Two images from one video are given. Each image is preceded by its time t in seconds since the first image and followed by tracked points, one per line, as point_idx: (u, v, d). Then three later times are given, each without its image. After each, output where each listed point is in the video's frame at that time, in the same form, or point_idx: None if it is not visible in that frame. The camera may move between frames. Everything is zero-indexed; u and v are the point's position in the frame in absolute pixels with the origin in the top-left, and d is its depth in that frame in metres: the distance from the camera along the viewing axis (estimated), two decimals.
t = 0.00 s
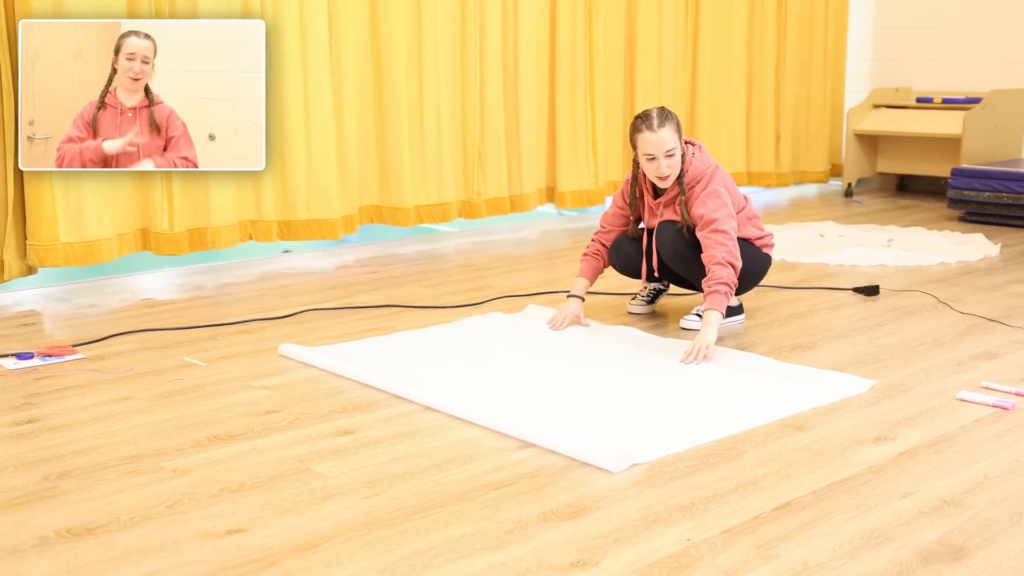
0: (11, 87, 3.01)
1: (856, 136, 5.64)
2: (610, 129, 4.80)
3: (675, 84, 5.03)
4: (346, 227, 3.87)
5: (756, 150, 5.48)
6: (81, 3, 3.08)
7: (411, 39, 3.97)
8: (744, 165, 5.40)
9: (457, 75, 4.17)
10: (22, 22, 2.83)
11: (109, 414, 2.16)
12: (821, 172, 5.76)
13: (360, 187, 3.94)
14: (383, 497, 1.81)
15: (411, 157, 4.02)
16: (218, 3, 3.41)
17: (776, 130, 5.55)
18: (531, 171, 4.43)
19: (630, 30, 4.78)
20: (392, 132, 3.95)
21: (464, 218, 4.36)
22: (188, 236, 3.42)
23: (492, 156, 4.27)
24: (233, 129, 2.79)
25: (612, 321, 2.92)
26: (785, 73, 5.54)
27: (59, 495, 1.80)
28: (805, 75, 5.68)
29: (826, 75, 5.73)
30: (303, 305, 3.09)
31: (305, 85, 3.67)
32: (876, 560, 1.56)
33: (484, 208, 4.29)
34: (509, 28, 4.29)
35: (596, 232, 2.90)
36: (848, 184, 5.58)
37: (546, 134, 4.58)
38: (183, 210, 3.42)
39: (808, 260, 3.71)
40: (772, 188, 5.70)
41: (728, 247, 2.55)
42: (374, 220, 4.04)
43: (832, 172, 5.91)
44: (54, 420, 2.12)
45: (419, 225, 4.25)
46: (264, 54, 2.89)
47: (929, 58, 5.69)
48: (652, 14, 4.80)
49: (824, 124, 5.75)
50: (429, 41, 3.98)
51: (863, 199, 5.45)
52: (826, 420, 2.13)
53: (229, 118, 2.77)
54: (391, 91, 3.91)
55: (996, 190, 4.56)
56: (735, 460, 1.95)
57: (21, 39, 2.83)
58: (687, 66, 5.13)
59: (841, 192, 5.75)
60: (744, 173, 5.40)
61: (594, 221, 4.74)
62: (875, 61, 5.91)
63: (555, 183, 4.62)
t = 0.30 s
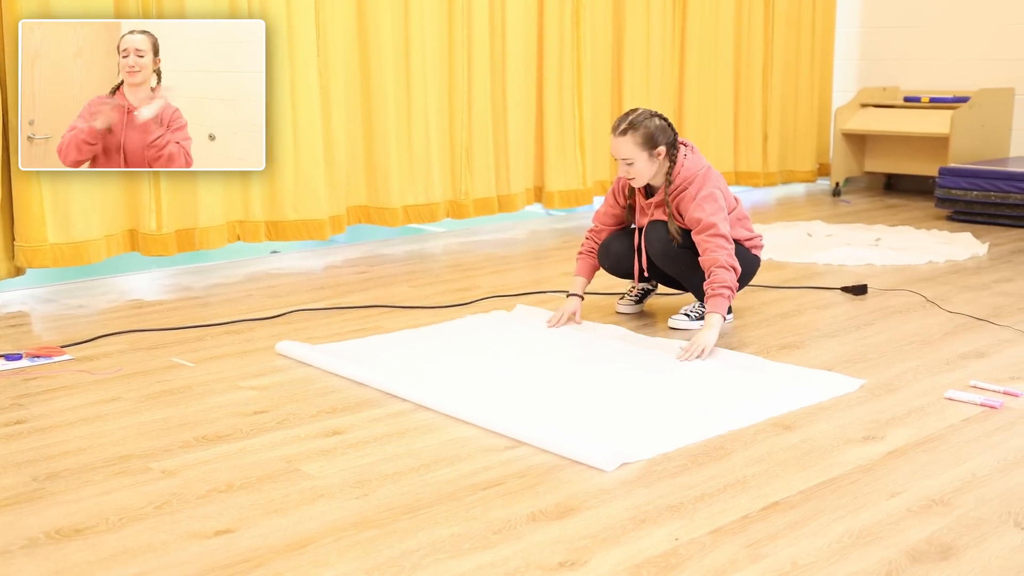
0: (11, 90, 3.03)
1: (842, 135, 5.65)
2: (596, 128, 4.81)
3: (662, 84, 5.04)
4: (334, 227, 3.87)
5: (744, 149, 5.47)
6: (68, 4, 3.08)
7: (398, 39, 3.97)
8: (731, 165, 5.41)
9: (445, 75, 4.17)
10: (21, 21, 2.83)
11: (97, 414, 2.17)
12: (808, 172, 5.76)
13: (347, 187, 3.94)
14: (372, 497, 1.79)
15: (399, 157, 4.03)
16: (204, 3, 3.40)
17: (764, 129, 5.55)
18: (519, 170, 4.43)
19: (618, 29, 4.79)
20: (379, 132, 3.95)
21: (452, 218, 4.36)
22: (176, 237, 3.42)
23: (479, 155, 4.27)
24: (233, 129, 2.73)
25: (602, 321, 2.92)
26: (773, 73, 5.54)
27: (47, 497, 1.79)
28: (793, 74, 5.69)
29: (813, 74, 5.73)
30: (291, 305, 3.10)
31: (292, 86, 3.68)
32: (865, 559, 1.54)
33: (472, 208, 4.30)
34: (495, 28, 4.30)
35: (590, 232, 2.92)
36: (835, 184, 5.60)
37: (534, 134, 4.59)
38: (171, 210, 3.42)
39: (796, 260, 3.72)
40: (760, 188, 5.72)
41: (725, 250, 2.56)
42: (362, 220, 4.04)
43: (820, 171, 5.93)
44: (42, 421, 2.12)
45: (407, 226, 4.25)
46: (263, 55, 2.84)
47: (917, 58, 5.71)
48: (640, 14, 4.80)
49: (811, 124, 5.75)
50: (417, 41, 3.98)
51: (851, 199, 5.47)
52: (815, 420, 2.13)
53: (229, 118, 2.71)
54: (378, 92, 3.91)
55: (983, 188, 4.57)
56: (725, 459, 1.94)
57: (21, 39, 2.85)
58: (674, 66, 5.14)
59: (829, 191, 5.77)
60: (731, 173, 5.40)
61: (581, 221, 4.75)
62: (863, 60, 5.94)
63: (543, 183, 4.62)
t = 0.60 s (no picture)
0: None
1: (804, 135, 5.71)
2: (560, 128, 4.83)
3: (626, 85, 5.06)
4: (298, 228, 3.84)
5: (708, 148, 5.50)
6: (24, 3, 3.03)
7: (361, 40, 3.96)
8: (695, 164, 5.44)
9: (408, 75, 4.16)
10: None
11: (56, 419, 2.15)
12: (771, 171, 5.78)
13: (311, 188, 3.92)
14: (336, 500, 1.77)
15: (363, 158, 4.01)
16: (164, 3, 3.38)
17: (727, 128, 5.58)
18: (484, 171, 4.43)
19: (582, 29, 4.80)
20: (343, 133, 3.93)
21: (416, 219, 4.36)
22: (137, 239, 3.38)
23: (444, 155, 4.27)
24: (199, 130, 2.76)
25: (568, 321, 2.93)
26: (736, 74, 5.58)
27: (5, 503, 1.76)
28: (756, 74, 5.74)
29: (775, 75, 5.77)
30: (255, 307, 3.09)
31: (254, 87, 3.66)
32: (827, 554, 1.55)
33: (437, 209, 4.30)
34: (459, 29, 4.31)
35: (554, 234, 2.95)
36: (797, 183, 5.66)
37: (499, 134, 4.59)
38: (132, 212, 3.39)
39: (759, 258, 3.76)
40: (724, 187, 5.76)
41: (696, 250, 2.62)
42: (327, 222, 4.01)
43: (783, 171, 5.98)
44: None
45: (372, 227, 4.24)
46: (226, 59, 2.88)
47: (878, 58, 5.79)
48: (604, 15, 4.82)
49: (773, 124, 5.77)
50: (380, 41, 3.97)
51: (813, 197, 5.53)
52: (777, 416, 2.15)
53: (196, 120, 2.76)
54: (342, 93, 3.89)
55: (941, 187, 4.63)
56: (688, 457, 1.95)
57: None
58: (637, 66, 5.16)
59: (791, 190, 5.82)
60: (695, 173, 5.43)
61: (545, 221, 4.76)
62: (823, 61, 6.01)
63: (508, 183, 4.62)
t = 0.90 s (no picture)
0: None
1: (804, 135, 5.71)
2: (560, 128, 4.83)
3: (626, 85, 5.06)
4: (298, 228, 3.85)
5: (708, 148, 5.50)
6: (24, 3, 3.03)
7: (361, 41, 3.97)
8: (695, 164, 5.44)
9: (408, 75, 4.16)
10: None
11: (56, 419, 2.15)
12: (771, 170, 5.78)
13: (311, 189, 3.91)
14: (336, 500, 1.77)
15: (363, 159, 4.02)
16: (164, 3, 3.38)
17: (727, 128, 5.58)
18: (484, 171, 4.43)
19: (582, 29, 4.80)
20: (343, 134, 3.93)
21: (417, 219, 4.36)
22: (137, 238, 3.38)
23: (444, 155, 4.27)
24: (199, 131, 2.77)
25: (568, 321, 2.93)
26: (736, 74, 5.58)
27: (5, 503, 1.76)
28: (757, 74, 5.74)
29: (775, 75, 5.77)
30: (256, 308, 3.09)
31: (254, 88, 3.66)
32: (827, 554, 1.55)
33: (437, 209, 4.30)
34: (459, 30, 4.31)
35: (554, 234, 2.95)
36: (797, 183, 5.66)
37: (499, 134, 4.59)
38: (132, 212, 3.39)
39: (759, 259, 3.75)
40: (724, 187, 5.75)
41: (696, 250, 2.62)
42: (327, 221, 4.02)
43: (783, 171, 5.98)
44: None
45: (372, 227, 4.25)
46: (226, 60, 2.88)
47: (878, 58, 5.79)
48: (604, 15, 4.82)
49: (773, 124, 5.77)
50: (380, 41, 3.97)
51: (813, 197, 5.53)
52: (777, 416, 2.15)
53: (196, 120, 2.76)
54: (342, 93, 3.89)
55: (941, 187, 4.63)
56: (688, 457, 1.95)
57: None
58: (637, 67, 5.16)
59: (791, 190, 5.82)
60: (695, 173, 5.43)
61: (545, 221, 4.76)
62: (823, 61, 6.01)
63: (508, 183, 4.62)
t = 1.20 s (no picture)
0: None
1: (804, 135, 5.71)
2: (560, 128, 4.83)
3: (626, 85, 5.06)
4: (298, 228, 3.85)
5: (708, 148, 5.50)
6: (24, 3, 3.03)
7: (361, 41, 3.97)
8: (695, 164, 5.44)
9: (408, 75, 4.17)
10: None
11: (56, 419, 2.15)
12: (771, 170, 5.78)
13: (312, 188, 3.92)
14: (336, 500, 1.77)
15: (363, 160, 4.02)
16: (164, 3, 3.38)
17: (727, 128, 5.58)
18: (484, 171, 4.43)
19: (582, 29, 4.80)
20: (343, 135, 3.93)
21: (417, 219, 4.36)
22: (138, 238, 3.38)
23: (444, 155, 4.27)
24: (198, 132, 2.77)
25: (568, 321, 2.93)
26: (736, 74, 5.58)
27: (4, 503, 1.76)
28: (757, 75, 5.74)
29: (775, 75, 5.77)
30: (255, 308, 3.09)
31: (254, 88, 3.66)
32: (827, 554, 1.55)
33: (437, 209, 4.30)
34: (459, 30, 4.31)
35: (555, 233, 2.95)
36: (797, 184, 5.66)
37: (499, 135, 4.59)
38: (132, 212, 3.39)
39: (759, 259, 3.75)
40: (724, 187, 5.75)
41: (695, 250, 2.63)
42: (327, 221, 4.02)
43: (783, 171, 5.97)
44: None
45: (372, 227, 4.25)
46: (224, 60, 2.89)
47: (878, 58, 5.79)
48: (604, 15, 4.82)
49: (773, 124, 5.77)
50: (380, 42, 3.97)
51: (813, 197, 5.53)
52: (777, 416, 2.15)
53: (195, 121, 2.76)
54: (342, 93, 3.89)
55: (942, 187, 4.63)
56: (688, 457, 1.95)
57: None
58: (637, 67, 5.16)
59: (791, 189, 5.82)
60: (695, 173, 5.43)
61: (545, 221, 4.76)
62: (823, 61, 6.01)
63: (507, 183, 4.62)
